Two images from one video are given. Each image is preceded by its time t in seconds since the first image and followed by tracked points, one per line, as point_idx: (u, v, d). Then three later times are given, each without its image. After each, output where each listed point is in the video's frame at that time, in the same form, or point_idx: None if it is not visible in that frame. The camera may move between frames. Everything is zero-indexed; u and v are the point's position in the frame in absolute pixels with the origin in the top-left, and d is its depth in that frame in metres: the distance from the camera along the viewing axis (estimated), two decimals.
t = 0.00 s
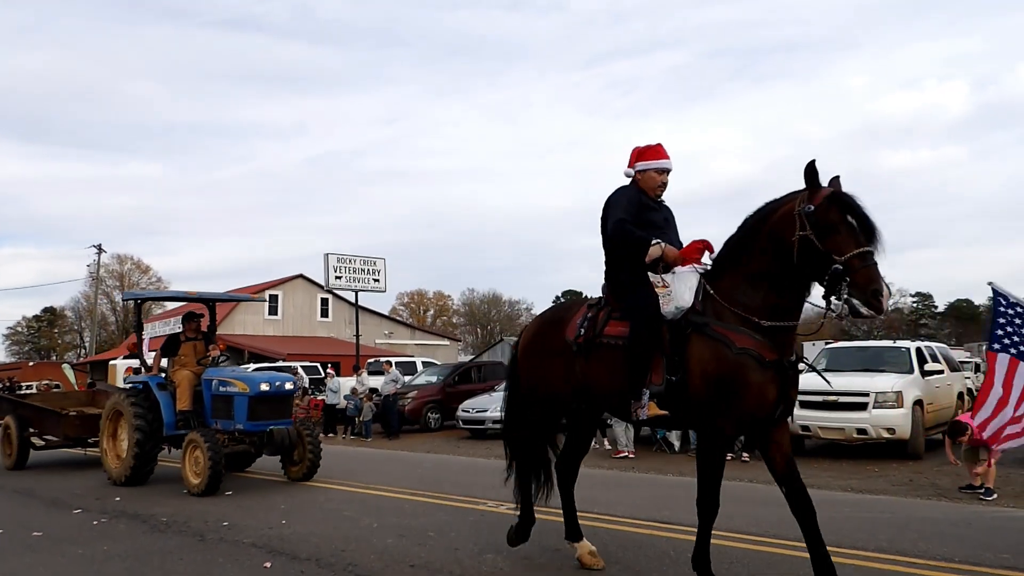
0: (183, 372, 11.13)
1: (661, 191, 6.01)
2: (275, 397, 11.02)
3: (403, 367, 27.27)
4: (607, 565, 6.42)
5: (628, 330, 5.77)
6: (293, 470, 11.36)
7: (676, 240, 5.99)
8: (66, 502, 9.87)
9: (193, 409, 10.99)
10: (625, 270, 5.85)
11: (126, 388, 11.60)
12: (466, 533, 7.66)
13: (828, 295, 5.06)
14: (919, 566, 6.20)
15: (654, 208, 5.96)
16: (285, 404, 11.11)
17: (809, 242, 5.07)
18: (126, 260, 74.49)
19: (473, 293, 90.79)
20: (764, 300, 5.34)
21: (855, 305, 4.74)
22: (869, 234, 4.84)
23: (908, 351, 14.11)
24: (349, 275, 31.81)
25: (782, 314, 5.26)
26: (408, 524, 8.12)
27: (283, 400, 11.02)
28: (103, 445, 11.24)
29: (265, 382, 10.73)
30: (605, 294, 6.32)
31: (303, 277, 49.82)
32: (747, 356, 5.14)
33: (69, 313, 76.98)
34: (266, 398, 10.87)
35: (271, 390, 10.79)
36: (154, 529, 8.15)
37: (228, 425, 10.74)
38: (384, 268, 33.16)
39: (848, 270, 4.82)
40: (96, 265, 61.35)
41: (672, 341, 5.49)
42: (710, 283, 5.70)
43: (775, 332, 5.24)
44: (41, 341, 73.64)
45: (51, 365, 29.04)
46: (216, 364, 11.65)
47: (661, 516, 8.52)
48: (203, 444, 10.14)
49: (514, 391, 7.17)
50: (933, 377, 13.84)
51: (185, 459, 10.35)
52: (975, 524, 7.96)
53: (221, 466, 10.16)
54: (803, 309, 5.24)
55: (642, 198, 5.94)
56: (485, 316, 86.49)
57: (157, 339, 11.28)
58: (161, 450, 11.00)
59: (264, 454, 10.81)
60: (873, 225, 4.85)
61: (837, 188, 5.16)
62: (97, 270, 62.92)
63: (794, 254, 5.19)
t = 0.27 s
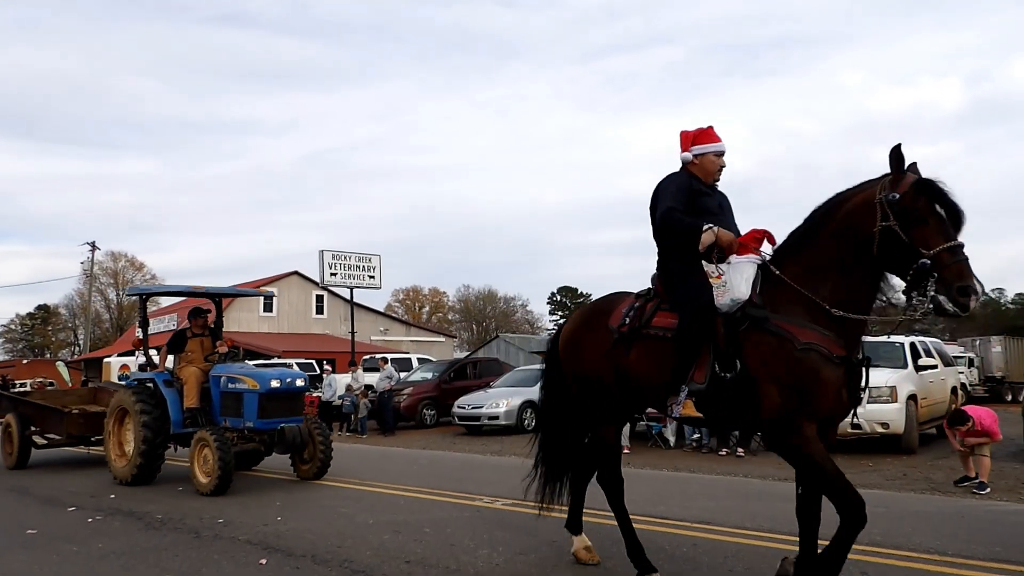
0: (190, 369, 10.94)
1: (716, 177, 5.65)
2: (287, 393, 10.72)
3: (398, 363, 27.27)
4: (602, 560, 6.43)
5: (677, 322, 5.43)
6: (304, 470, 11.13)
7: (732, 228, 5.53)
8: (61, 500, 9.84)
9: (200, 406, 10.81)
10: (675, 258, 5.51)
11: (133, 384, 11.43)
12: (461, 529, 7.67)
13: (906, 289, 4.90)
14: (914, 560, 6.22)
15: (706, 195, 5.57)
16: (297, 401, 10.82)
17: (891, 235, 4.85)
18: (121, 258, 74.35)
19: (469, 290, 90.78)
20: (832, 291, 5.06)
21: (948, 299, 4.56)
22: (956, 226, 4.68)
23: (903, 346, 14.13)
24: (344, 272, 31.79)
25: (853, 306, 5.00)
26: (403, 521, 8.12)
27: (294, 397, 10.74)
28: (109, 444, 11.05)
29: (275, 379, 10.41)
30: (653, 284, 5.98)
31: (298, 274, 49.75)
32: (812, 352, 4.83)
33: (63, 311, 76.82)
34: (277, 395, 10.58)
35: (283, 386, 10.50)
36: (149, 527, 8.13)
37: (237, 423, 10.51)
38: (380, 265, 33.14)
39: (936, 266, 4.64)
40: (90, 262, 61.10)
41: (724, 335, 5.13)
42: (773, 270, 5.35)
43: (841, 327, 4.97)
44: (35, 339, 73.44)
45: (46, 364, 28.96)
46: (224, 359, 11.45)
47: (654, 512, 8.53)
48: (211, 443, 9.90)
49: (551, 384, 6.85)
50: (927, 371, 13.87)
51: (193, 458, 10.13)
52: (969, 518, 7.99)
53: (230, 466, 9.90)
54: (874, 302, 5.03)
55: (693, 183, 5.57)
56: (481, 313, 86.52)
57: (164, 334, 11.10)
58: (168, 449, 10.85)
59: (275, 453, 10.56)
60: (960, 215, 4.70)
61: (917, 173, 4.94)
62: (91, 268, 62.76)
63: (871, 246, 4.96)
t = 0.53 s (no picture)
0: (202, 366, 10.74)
1: (779, 158, 5.36)
2: (301, 390, 10.58)
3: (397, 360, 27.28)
4: (602, 555, 6.44)
5: (743, 309, 5.12)
6: (320, 468, 10.91)
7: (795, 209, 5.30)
8: (61, 498, 9.83)
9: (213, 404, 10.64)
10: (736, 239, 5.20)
11: (141, 382, 11.24)
12: (460, 526, 7.67)
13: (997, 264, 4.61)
14: (913, 554, 6.23)
15: (767, 176, 5.30)
16: (311, 398, 10.69)
17: (976, 206, 4.56)
18: (119, 256, 74.33)
19: (467, 286, 90.80)
20: (917, 271, 4.76)
21: None
22: None
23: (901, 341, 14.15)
24: (342, 269, 31.77)
25: (938, 285, 4.69)
26: (403, 517, 8.12)
27: (308, 394, 10.62)
28: (118, 443, 10.90)
29: (289, 376, 10.32)
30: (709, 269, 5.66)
31: (296, 272, 49.73)
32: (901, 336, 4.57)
33: (62, 309, 76.78)
34: (291, 392, 10.46)
35: (297, 383, 10.38)
36: (149, 525, 8.12)
37: (251, 421, 10.41)
38: (378, 262, 33.12)
39: None
40: (88, 261, 60.99)
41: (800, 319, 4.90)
42: (843, 252, 5.10)
43: (929, 309, 4.67)
44: (34, 338, 73.39)
45: (44, 362, 28.95)
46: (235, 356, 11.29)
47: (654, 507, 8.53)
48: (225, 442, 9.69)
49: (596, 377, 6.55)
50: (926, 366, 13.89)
51: (207, 458, 9.92)
52: (967, 512, 8.02)
53: (245, 465, 9.68)
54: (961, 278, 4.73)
55: (754, 163, 5.28)
56: (479, 309, 86.54)
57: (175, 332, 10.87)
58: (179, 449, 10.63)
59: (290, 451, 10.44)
60: None
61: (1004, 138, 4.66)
62: (89, 267, 62.72)
63: (957, 219, 4.67)
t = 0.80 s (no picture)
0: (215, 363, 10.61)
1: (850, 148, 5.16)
2: (317, 389, 10.45)
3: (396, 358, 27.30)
4: (601, 554, 6.44)
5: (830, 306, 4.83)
6: (335, 468, 10.71)
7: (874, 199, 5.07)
8: (62, 497, 9.82)
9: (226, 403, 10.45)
10: (814, 230, 4.93)
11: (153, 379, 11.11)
12: (460, 524, 7.66)
13: None
14: (913, 552, 6.24)
15: (844, 165, 5.09)
16: (326, 397, 10.59)
17: None
18: (118, 254, 74.32)
19: (466, 284, 90.86)
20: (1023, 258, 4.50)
21: None
22: None
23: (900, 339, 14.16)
24: (342, 267, 31.77)
25: None
26: (403, 515, 8.13)
27: (324, 393, 10.52)
28: (129, 442, 10.80)
29: (306, 375, 10.20)
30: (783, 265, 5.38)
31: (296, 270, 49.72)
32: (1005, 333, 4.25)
33: (61, 307, 76.78)
34: (307, 391, 10.33)
35: (314, 381, 10.29)
36: (149, 523, 8.12)
37: (265, 420, 10.23)
38: (377, 260, 33.12)
39: None
40: (87, 259, 60.90)
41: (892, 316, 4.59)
42: (937, 242, 4.79)
43: None
44: (33, 336, 73.40)
45: (44, 361, 28.96)
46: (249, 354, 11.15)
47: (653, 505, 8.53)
48: (240, 441, 9.47)
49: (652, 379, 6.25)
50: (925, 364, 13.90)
51: (222, 457, 9.70)
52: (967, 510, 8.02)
53: (260, 464, 9.44)
54: None
55: (833, 151, 5.06)
56: (478, 307, 86.58)
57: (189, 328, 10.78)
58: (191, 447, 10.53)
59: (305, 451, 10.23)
60: None
61: None
62: (87, 265, 62.71)
63: None
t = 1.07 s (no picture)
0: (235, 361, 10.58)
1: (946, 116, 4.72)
2: (340, 386, 10.36)
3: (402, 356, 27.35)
4: (608, 550, 6.44)
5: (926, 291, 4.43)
6: (360, 467, 10.56)
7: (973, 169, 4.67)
8: (70, 495, 9.86)
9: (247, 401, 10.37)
10: (907, 207, 4.53)
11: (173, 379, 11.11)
12: (467, 521, 7.67)
13: None
14: (920, 548, 6.22)
15: (937, 134, 4.67)
16: (349, 394, 10.49)
17: None
18: (124, 254, 74.62)
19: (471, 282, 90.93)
20: None
21: None
22: None
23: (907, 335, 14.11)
24: (347, 266, 31.81)
25: None
26: (410, 513, 8.14)
27: (347, 391, 10.43)
28: (149, 442, 10.80)
29: (328, 372, 10.10)
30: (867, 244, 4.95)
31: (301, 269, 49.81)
32: None
33: (68, 307, 77.11)
34: (331, 389, 10.24)
35: (338, 378, 10.18)
36: (157, 521, 8.14)
37: (288, 419, 10.15)
38: (383, 258, 33.16)
39: None
40: (94, 259, 61.05)
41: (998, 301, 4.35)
42: None
43: None
44: (40, 336, 73.71)
45: (52, 360, 29.11)
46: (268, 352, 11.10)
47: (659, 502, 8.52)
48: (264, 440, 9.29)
49: (721, 368, 5.80)
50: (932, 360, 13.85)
51: (244, 457, 9.53)
52: (975, 506, 7.99)
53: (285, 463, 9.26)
54: None
55: (924, 119, 4.65)
56: (484, 305, 86.64)
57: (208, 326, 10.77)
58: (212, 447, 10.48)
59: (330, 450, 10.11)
60: None
61: None
62: (94, 264, 62.94)
63: None
